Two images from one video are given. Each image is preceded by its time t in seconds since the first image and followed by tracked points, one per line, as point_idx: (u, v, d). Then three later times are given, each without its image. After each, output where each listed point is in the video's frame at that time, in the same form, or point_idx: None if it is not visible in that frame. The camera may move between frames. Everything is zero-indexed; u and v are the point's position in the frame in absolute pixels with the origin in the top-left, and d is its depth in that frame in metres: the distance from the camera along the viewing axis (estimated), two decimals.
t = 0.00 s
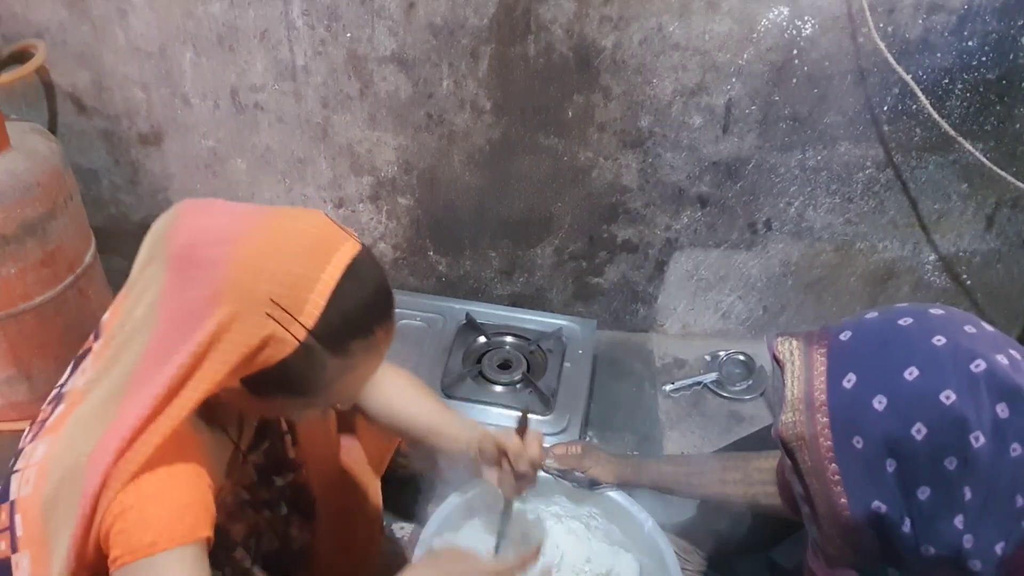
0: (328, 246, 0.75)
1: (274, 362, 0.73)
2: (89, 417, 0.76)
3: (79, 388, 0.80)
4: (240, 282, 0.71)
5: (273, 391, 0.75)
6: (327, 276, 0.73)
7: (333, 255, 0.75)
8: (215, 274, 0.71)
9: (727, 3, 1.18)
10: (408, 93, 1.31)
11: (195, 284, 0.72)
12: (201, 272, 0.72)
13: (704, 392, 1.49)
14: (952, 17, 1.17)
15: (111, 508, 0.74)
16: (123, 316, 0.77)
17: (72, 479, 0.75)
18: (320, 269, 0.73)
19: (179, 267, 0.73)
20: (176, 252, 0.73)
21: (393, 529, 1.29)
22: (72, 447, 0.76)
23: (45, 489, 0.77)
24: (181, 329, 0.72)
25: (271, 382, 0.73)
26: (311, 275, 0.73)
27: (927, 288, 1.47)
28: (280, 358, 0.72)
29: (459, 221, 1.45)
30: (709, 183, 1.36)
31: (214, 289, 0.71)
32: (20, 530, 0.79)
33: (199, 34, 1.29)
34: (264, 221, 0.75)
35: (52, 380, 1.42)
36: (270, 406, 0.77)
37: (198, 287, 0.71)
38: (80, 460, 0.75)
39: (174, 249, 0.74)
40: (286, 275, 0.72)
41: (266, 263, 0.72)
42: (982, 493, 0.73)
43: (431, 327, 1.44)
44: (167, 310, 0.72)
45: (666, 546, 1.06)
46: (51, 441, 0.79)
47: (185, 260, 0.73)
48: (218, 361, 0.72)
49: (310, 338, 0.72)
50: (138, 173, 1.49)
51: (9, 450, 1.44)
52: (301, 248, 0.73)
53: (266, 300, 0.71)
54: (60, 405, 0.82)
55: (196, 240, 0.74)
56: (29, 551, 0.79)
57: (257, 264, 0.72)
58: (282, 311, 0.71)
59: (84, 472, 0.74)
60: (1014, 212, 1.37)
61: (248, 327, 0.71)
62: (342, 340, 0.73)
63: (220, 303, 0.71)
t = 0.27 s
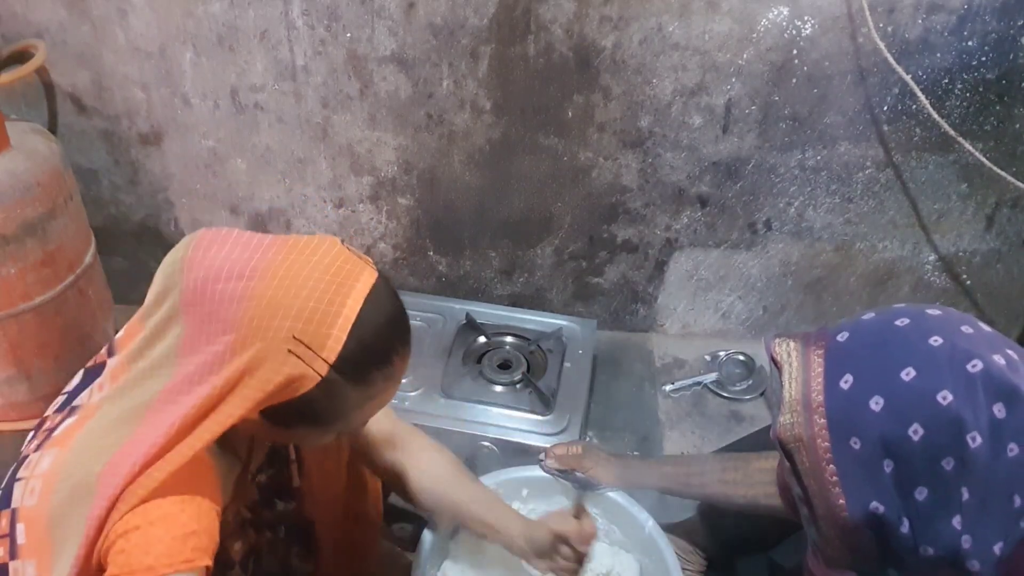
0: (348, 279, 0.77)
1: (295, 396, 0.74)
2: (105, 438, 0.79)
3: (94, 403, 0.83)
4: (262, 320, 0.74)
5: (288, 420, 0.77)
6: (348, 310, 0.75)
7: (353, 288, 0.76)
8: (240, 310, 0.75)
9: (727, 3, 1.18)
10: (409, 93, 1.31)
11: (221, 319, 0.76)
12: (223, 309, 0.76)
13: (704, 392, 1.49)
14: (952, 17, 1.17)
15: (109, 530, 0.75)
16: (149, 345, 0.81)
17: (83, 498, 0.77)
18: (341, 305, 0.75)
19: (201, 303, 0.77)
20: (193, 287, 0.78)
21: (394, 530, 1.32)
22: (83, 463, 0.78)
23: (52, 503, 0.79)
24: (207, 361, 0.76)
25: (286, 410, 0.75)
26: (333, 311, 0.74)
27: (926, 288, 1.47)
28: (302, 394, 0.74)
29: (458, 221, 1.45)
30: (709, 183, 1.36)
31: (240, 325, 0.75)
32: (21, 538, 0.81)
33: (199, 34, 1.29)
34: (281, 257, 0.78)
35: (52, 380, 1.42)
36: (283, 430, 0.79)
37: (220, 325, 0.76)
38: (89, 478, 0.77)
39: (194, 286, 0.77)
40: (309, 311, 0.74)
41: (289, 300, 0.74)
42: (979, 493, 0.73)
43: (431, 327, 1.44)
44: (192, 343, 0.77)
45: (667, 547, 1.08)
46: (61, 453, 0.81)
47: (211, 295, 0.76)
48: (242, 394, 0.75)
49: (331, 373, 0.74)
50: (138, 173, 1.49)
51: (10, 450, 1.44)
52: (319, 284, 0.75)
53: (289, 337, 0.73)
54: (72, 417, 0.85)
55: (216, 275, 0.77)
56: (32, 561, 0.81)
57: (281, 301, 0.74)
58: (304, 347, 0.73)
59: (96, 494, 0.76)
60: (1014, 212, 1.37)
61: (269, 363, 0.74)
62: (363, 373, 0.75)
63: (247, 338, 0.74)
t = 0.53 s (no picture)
0: (341, 291, 0.76)
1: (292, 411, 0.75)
2: (101, 446, 0.79)
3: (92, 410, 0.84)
4: (257, 333, 0.75)
5: (288, 433, 0.78)
6: (342, 323, 0.75)
7: (346, 300, 0.76)
8: (234, 327, 0.76)
9: (727, 3, 1.18)
10: (409, 93, 1.31)
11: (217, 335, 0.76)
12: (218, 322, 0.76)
13: (704, 392, 1.49)
14: (952, 17, 1.17)
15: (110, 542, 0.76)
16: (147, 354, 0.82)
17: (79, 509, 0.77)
18: (335, 317, 0.75)
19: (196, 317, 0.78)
20: (188, 301, 0.78)
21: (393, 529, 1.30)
22: (79, 472, 0.79)
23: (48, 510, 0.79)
24: (205, 378, 0.77)
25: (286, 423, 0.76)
26: (327, 325, 0.74)
27: (926, 288, 1.47)
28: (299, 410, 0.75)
29: (458, 222, 1.45)
30: (709, 183, 1.36)
31: (234, 341, 0.75)
32: (21, 544, 0.81)
33: (199, 34, 1.29)
34: (274, 270, 0.78)
35: (52, 380, 1.42)
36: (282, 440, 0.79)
37: (216, 339, 0.76)
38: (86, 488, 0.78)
39: (190, 299, 0.78)
40: (304, 326, 0.74)
41: (282, 316, 0.75)
42: (979, 495, 0.73)
43: (431, 327, 1.44)
44: (191, 356, 0.79)
45: (666, 547, 1.07)
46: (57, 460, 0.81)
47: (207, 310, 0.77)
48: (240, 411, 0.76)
49: (328, 387, 0.74)
50: (138, 173, 1.49)
51: (10, 450, 1.44)
52: (313, 296, 0.75)
53: (284, 354, 0.74)
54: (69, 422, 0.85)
55: (212, 288, 0.78)
56: (31, 566, 0.81)
57: (274, 317, 0.75)
58: (300, 364, 0.74)
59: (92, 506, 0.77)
60: (1014, 212, 1.37)
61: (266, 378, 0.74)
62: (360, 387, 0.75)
63: (243, 356, 0.75)
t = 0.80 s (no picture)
0: (349, 307, 0.77)
1: (300, 428, 0.76)
2: (107, 462, 0.79)
3: (94, 423, 0.84)
4: (265, 351, 0.75)
5: (295, 448, 0.78)
6: (351, 338, 0.75)
7: (355, 316, 0.77)
8: (242, 343, 0.76)
9: (726, 3, 1.18)
10: (408, 93, 1.31)
11: (224, 352, 0.76)
12: (225, 339, 0.76)
13: (704, 392, 1.49)
14: (952, 16, 1.17)
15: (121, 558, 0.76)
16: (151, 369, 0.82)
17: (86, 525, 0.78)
18: (344, 333, 0.75)
19: (203, 334, 0.78)
20: (197, 317, 0.78)
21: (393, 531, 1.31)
22: (86, 488, 0.79)
23: (54, 525, 0.79)
24: (211, 394, 0.77)
25: (294, 438, 0.77)
26: (335, 341, 0.75)
27: (926, 288, 1.47)
28: (308, 426, 0.75)
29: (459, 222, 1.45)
30: (709, 183, 1.36)
31: (242, 358, 0.76)
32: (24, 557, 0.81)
33: (199, 34, 1.29)
34: (281, 286, 0.78)
35: (52, 380, 1.42)
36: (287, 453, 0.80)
37: (224, 356, 0.76)
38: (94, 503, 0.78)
39: (197, 316, 0.78)
40: (311, 344, 0.74)
41: (291, 333, 0.75)
42: (984, 495, 0.73)
43: (431, 327, 1.44)
44: (197, 373, 0.79)
45: (666, 546, 1.08)
46: (60, 475, 0.81)
47: (213, 327, 0.77)
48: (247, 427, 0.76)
49: (336, 404, 0.75)
50: (138, 173, 1.49)
51: (10, 450, 1.44)
52: (321, 312, 0.76)
53: (292, 371, 0.74)
54: (70, 435, 0.85)
55: (218, 304, 0.78)
56: None
57: (282, 334, 0.75)
58: (308, 382, 0.74)
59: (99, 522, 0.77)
60: (1014, 212, 1.37)
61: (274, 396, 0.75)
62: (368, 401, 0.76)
63: (250, 371, 0.75)
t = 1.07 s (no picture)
0: (349, 327, 0.77)
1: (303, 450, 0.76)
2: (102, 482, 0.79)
3: (85, 437, 0.83)
4: (266, 374, 0.75)
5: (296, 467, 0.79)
6: (352, 357, 0.76)
7: (354, 334, 0.77)
8: (244, 367, 0.76)
9: (727, 3, 1.18)
10: (408, 93, 1.31)
11: (224, 374, 0.76)
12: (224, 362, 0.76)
13: (704, 392, 1.49)
14: (952, 16, 1.17)
15: None
16: (141, 390, 0.81)
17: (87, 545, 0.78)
18: (345, 354, 0.76)
19: (200, 356, 0.78)
20: (194, 338, 0.78)
21: (393, 530, 1.30)
22: (81, 507, 0.79)
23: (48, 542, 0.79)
24: (212, 417, 0.76)
25: (296, 458, 0.77)
26: (337, 361, 0.75)
27: (927, 288, 1.47)
28: (312, 448, 0.76)
29: (458, 222, 1.46)
30: (709, 183, 1.36)
31: (244, 381, 0.76)
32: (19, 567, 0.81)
33: (199, 34, 1.29)
34: (279, 307, 0.79)
35: (53, 380, 1.42)
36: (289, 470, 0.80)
37: (225, 379, 0.76)
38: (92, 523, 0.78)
39: (193, 338, 0.78)
40: (314, 366, 0.75)
41: (293, 356, 0.75)
42: (981, 496, 0.73)
43: (431, 326, 1.44)
44: (192, 395, 0.78)
45: (666, 545, 1.08)
46: (53, 492, 0.81)
47: (213, 349, 0.77)
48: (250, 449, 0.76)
49: (340, 424, 0.75)
50: (138, 173, 1.49)
51: (9, 450, 1.44)
52: (322, 332, 0.77)
53: (296, 395, 0.75)
54: (60, 447, 0.85)
55: (215, 326, 0.78)
56: None
57: (284, 357, 0.75)
58: (311, 404, 0.75)
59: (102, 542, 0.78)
60: (1014, 212, 1.37)
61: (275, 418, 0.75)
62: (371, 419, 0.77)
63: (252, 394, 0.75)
